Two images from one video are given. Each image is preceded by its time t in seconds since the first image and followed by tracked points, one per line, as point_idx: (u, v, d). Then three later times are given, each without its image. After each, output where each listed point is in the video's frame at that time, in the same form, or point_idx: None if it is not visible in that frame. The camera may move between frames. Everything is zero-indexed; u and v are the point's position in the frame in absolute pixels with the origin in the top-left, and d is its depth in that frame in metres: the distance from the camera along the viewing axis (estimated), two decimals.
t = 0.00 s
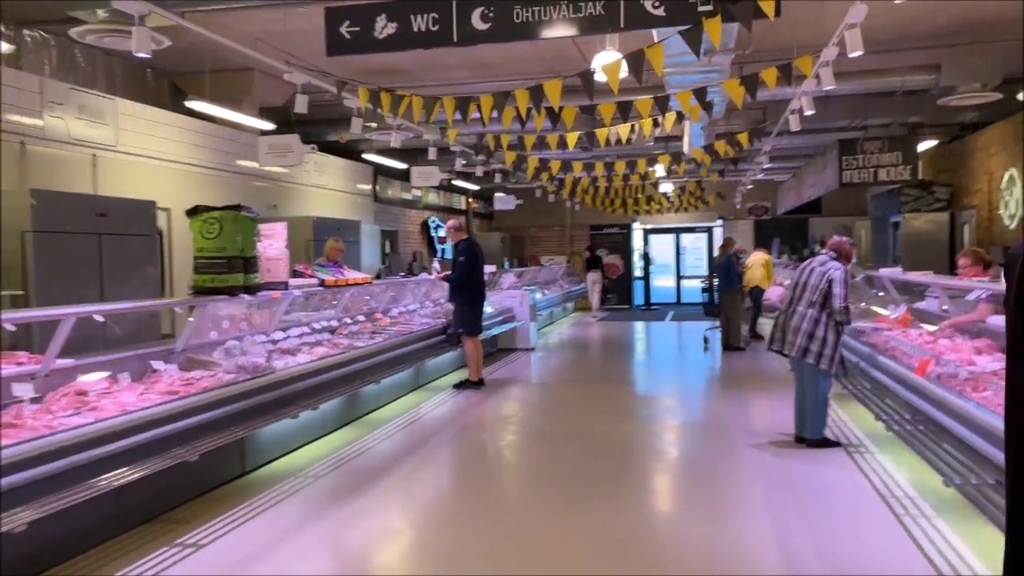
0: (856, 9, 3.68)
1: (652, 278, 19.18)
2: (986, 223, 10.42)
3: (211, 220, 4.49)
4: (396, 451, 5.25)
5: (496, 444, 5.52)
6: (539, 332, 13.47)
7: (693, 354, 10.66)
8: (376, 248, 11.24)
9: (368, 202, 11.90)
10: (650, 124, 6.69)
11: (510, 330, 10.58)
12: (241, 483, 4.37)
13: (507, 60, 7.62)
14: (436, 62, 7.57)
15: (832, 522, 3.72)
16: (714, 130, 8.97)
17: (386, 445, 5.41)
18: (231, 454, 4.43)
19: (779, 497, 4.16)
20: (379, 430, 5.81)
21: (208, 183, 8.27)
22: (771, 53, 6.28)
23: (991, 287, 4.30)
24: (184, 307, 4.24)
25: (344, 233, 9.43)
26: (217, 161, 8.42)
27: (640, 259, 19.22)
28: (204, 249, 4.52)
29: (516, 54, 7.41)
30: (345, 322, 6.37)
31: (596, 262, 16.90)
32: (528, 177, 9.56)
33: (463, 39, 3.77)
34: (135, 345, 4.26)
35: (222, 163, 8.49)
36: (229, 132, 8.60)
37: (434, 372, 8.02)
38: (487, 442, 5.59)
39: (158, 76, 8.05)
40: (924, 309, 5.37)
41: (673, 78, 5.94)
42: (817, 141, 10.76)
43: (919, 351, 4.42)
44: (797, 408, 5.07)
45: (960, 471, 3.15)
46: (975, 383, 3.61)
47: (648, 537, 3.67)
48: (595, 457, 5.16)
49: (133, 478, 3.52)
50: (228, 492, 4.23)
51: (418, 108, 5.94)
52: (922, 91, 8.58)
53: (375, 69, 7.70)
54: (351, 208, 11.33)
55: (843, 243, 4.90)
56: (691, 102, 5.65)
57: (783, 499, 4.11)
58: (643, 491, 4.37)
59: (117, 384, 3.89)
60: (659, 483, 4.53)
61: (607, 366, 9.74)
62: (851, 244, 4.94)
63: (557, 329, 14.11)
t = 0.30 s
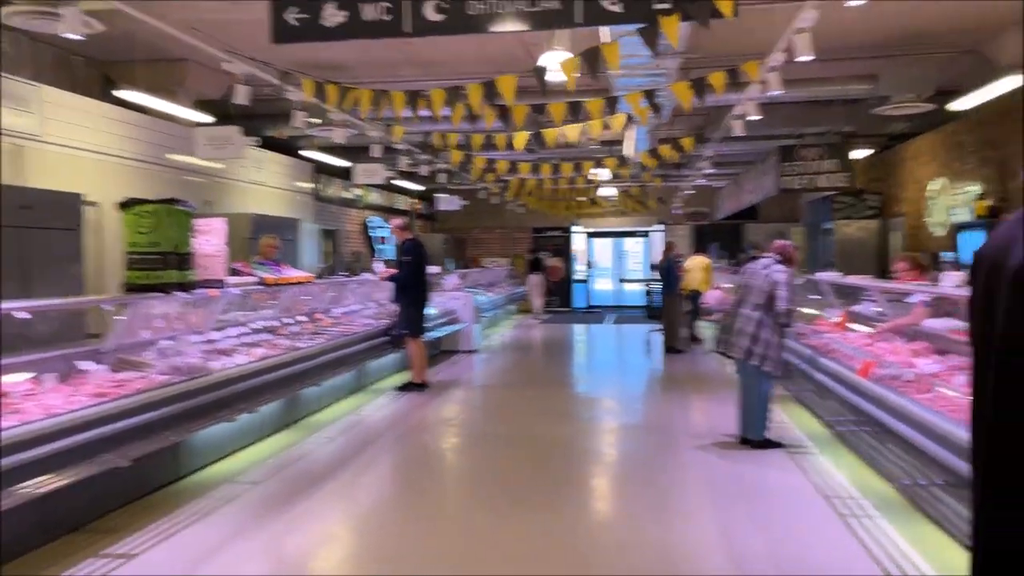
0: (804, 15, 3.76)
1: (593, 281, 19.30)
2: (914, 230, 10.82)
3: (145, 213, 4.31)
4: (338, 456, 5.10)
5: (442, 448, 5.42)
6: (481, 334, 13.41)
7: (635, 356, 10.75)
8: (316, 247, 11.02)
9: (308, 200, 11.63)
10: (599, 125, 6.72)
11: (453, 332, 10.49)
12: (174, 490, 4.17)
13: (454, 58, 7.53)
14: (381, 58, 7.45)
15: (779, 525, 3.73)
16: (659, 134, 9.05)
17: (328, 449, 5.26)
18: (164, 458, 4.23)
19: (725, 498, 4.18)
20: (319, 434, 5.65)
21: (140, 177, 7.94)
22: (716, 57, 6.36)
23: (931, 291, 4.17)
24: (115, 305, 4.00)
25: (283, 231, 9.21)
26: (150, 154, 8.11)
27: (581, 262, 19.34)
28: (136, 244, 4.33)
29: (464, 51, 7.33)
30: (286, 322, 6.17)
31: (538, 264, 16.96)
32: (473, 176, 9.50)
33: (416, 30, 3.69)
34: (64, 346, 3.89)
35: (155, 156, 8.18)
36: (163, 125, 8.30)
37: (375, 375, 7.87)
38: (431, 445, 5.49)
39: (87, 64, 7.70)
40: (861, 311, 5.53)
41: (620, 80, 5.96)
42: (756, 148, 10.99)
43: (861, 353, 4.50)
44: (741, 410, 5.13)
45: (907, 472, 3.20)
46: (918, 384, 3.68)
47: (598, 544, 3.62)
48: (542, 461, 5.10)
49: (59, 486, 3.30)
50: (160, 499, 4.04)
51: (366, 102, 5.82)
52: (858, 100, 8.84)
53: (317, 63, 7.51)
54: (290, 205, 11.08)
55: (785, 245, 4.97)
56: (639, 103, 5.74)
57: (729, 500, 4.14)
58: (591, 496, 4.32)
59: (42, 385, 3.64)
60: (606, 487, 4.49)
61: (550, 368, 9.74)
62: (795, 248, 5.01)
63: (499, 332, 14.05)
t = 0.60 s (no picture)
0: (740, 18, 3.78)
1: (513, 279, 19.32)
2: (823, 232, 11.25)
3: (49, 205, 3.98)
4: (257, 462, 4.87)
5: (366, 452, 5.26)
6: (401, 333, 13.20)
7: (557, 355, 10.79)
8: (230, 243, 10.59)
9: (221, 194, 11.18)
10: (529, 123, 6.69)
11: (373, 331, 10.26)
12: (79, 503, 3.88)
13: (378, 50, 7.34)
14: (303, 48, 7.20)
15: (711, 525, 3.75)
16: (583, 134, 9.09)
17: (246, 455, 5.01)
18: (68, 469, 3.94)
19: (657, 498, 4.20)
20: (237, 439, 5.40)
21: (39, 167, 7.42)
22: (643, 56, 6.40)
23: (855, 294, 4.26)
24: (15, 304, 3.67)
25: (195, 226, 8.80)
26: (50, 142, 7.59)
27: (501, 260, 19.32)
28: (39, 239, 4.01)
29: (389, 44, 7.15)
30: (200, 322, 5.87)
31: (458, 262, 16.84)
32: (395, 171, 9.30)
33: (350, 17, 3.53)
34: None
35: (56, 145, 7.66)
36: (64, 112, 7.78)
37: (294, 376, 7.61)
38: (355, 449, 5.33)
39: None
40: (781, 311, 5.67)
41: (550, 78, 5.92)
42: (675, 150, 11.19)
43: (786, 353, 4.59)
44: (669, 409, 5.17)
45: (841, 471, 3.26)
46: (844, 384, 3.77)
47: (532, 549, 3.55)
48: (469, 463, 5.01)
49: None
50: (65, 513, 3.75)
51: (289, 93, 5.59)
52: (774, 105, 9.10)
53: (234, 51, 7.19)
54: (202, 199, 10.62)
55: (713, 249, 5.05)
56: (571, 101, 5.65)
57: (661, 500, 4.16)
58: (522, 499, 4.25)
59: None
60: (537, 489, 4.43)
61: (473, 368, 9.65)
62: (722, 249, 5.08)
63: (419, 331, 13.86)
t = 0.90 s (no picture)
0: (683, 17, 3.77)
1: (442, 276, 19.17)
2: (748, 232, 11.52)
3: None
4: (179, 470, 4.62)
5: (297, 457, 5.06)
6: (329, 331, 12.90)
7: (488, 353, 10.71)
8: (147, 238, 10.12)
9: (137, 186, 10.68)
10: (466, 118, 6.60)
11: (301, 330, 10.00)
12: None
13: (306, 38, 7.10)
14: (227, 35, 6.92)
15: (654, 526, 3.74)
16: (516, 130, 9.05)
17: (167, 462, 4.75)
18: None
19: (598, 499, 4.18)
20: (158, 445, 5.13)
21: None
22: (579, 52, 6.41)
23: (791, 294, 4.32)
24: None
25: (111, 219, 8.37)
26: None
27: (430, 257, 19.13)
28: None
29: (318, 33, 6.93)
30: (117, 322, 5.56)
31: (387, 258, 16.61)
32: (324, 164, 9.06)
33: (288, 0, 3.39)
34: None
35: None
36: None
37: (218, 377, 7.30)
38: (286, 453, 5.14)
39: None
40: (715, 310, 5.74)
41: (486, 73, 5.85)
42: (606, 149, 11.30)
43: (723, 352, 4.65)
44: (607, 408, 5.17)
45: (782, 469, 3.28)
46: (783, 383, 3.81)
47: (475, 553, 3.47)
48: (405, 466, 4.88)
49: None
50: None
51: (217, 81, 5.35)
52: (704, 105, 9.27)
53: (153, 36, 6.85)
54: (117, 191, 10.12)
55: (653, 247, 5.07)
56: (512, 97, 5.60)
57: (603, 500, 4.14)
58: (462, 503, 4.16)
59: None
60: (476, 491, 4.36)
61: (404, 367, 9.49)
62: (660, 248, 5.09)
63: (347, 329, 13.57)
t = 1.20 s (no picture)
0: (640, 16, 3.75)
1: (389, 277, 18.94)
2: (694, 233, 11.68)
3: None
4: (121, 480, 4.44)
5: (244, 464, 4.92)
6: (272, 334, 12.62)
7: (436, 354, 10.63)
8: (81, 238, 9.74)
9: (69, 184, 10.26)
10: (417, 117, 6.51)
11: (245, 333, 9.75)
12: None
13: (250, 33, 6.90)
14: (168, 28, 6.69)
15: (614, 527, 3.74)
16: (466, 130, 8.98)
17: (107, 471, 4.56)
18: None
19: (557, 500, 4.17)
20: (97, 454, 4.92)
21: None
22: (531, 52, 6.39)
23: (745, 293, 4.36)
24: None
25: (42, 218, 8.01)
26: None
27: (376, 258, 18.90)
28: None
29: (264, 27, 6.76)
30: (52, 325, 5.31)
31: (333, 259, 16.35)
32: (269, 162, 8.85)
33: None
34: None
35: None
36: None
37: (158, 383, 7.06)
38: (232, 460, 4.98)
39: None
40: (667, 310, 5.79)
41: (437, 71, 5.78)
42: (556, 149, 11.31)
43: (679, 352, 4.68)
44: (563, 410, 5.16)
45: (740, 469, 3.32)
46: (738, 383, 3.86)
47: (435, 559, 3.42)
48: (356, 471, 4.78)
49: None
50: None
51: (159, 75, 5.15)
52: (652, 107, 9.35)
53: (89, 28, 6.58)
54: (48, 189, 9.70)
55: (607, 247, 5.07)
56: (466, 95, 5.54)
57: (563, 502, 4.13)
58: (418, 507, 4.10)
59: None
60: (432, 495, 4.30)
61: (351, 369, 9.33)
62: (614, 249, 5.10)
63: (291, 331, 13.28)
